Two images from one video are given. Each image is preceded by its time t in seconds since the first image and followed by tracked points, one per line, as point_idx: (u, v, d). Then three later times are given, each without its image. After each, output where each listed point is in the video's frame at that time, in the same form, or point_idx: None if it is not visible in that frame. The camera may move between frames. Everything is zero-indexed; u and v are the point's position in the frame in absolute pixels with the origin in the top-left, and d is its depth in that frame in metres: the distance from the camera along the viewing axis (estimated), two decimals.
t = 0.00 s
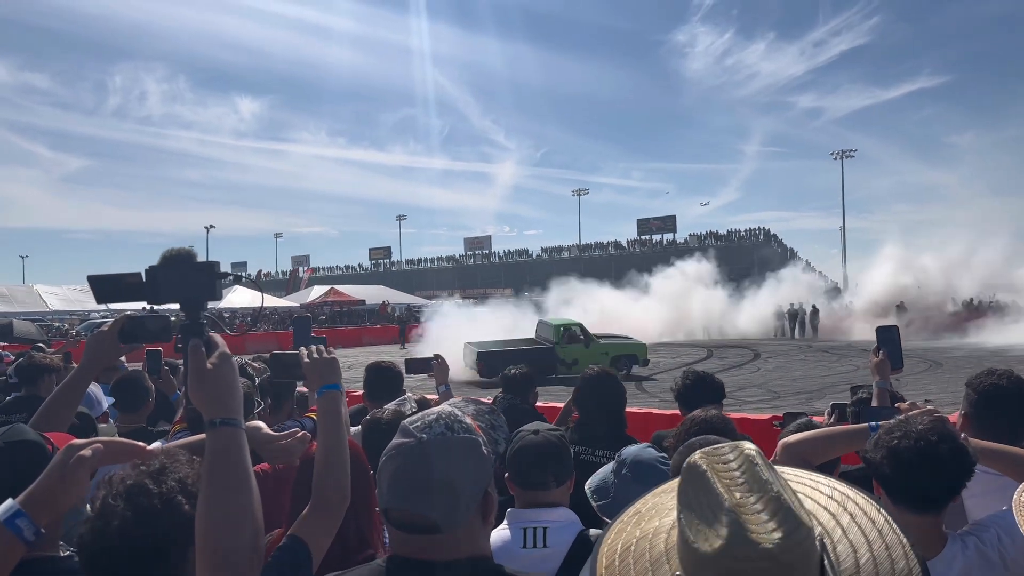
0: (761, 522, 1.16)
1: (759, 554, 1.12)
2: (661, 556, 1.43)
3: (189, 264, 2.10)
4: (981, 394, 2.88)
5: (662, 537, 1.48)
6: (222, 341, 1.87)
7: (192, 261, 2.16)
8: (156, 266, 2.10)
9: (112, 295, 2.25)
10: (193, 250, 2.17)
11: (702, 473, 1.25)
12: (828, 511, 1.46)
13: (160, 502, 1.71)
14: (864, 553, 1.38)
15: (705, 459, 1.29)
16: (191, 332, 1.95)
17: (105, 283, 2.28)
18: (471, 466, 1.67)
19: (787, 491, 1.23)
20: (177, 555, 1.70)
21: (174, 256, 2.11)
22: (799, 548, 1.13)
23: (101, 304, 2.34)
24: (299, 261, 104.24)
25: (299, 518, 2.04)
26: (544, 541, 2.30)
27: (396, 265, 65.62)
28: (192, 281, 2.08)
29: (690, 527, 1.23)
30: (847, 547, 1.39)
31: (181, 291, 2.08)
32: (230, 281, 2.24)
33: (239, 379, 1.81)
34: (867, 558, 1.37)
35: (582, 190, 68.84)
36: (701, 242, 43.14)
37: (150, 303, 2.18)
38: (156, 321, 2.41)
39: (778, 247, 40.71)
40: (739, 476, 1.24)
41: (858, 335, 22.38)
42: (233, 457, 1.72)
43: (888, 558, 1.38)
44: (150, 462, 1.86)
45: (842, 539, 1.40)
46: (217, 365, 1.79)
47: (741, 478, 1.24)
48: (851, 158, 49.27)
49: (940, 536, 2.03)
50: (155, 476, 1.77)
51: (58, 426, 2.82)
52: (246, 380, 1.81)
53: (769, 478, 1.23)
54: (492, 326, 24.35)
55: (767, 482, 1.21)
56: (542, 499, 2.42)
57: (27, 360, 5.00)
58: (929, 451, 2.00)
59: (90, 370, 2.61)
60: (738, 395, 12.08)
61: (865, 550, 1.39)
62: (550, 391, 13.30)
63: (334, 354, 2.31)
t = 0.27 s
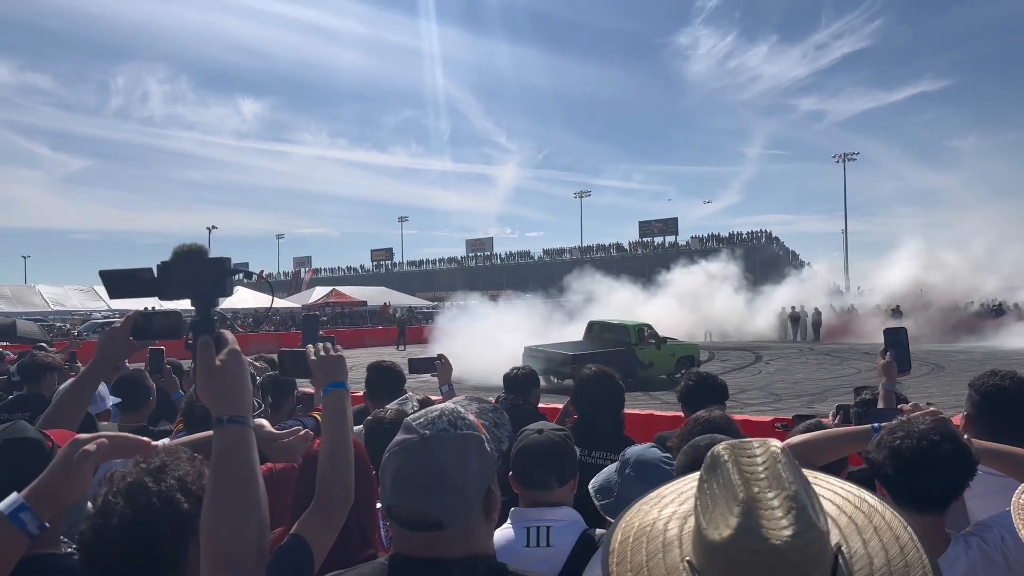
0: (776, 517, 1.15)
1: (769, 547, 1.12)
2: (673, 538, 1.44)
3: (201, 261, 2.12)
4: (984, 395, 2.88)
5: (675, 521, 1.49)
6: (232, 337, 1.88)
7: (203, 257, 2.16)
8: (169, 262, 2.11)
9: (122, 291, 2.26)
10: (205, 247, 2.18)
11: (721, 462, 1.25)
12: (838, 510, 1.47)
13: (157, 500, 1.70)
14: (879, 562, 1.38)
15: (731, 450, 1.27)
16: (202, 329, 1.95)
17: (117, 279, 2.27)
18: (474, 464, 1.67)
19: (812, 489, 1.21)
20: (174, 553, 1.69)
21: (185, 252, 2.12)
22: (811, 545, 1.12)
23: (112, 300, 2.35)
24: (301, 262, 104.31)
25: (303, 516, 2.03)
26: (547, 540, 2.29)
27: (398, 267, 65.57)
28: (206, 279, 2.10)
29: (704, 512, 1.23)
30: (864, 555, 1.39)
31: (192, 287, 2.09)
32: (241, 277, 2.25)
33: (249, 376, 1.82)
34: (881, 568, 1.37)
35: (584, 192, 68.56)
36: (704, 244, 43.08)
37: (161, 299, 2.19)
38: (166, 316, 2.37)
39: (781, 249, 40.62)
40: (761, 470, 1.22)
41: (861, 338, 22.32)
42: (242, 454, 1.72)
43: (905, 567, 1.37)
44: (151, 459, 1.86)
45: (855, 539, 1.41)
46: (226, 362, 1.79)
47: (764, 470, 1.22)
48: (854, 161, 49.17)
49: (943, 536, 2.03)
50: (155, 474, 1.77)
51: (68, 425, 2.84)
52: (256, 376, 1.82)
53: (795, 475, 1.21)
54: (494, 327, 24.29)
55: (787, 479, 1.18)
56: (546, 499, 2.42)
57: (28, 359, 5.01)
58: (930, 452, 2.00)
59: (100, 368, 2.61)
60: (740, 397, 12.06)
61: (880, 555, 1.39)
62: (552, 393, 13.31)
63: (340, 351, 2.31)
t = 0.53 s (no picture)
0: (798, 518, 1.14)
1: (782, 543, 1.11)
2: (694, 552, 1.46)
3: (215, 258, 2.10)
4: (986, 397, 2.87)
5: (696, 534, 1.49)
6: (245, 335, 1.86)
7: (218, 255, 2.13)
8: (183, 259, 2.09)
9: (135, 287, 2.23)
10: (220, 244, 2.16)
11: (759, 454, 1.23)
12: (866, 533, 1.48)
13: (158, 498, 1.70)
14: None
15: (772, 447, 1.25)
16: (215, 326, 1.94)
17: (132, 276, 2.24)
18: (477, 463, 1.66)
19: (844, 499, 1.19)
20: (176, 552, 1.68)
21: (199, 249, 2.10)
22: (827, 550, 1.11)
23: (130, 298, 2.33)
24: (302, 262, 104.42)
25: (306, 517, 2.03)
26: (550, 541, 2.29)
27: (399, 267, 65.61)
28: (220, 276, 2.08)
29: (731, 500, 1.23)
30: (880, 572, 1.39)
31: (207, 284, 2.08)
32: (254, 275, 2.23)
33: (260, 375, 1.80)
34: None
35: (585, 194, 68.55)
36: (705, 247, 43.08)
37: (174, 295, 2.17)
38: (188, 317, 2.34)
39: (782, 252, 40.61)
40: (797, 471, 1.20)
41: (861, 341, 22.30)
42: (251, 455, 1.72)
43: None
44: (155, 457, 1.85)
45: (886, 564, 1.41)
46: (237, 361, 1.78)
47: (798, 474, 1.20)
48: (855, 164, 49.17)
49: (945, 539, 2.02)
50: (157, 473, 1.76)
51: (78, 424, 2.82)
52: (266, 376, 1.80)
53: (831, 484, 1.18)
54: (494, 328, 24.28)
55: (820, 484, 1.17)
56: (548, 499, 2.41)
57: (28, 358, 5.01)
58: (932, 455, 1.99)
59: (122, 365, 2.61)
60: (741, 400, 12.05)
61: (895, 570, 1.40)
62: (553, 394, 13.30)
63: (348, 350, 2.29)
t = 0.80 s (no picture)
0: (813, 521, 1.14)
1: (795, 543, 1.12)
2: (708, 550, 1.46)
3: (227, 259, 2.09)
4: (985, 401, 2.88)
5: (709, 535, 1.49)
6: (256, 337, 1.86)
7: (232, 257, 2.12)
8: (197, 259, 2.08)
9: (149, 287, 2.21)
10: (234, 245, 2.15)
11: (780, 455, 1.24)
12: (879, 541, 1.49)
13: (158, 500, 1.69)
14: None
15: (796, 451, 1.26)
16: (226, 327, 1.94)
17: (146, 275, 2.23)
18: (479, 465, 1.67)
19: (864, 508, 1.19)
20: (175, 552, 1.68)
21: (212, 250, 2.09)
22: (841, 555, 1.10)
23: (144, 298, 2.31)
24: (302, 262, 104.44)
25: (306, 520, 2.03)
26: (550, 543, 2.29)
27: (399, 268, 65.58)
28: (233, 277, 2.08)
29: (752, 499, 1.24)
30: None
31: (220, 284, 2.07)
32: (266, 277, 2.22)
33: (269, 377, 1.80)
34: None
35: (585, 195, 68.51)
36: (705, 248, 43.10)
37: (186, 295, 2.16)
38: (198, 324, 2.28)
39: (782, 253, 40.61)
40: (819, 477, 1.21)
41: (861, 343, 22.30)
42: (258, 457, 1.72)
43: None
44: (156, 458, 1.84)
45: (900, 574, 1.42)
46: (247, 363, 1.78)
47: (820, 480, 1.20)
48: (855, 166, 49.20)
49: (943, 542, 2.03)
50: (157, 474, 1.75)
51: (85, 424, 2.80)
52: (276, 378, 1.80)
53: (853, 491, 1.18)
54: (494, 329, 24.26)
55: (840, 491, 1.17)
56: (549, 502, 2.41)
57: (27, 358, 5.00)
58: (929, 459, 1.99)
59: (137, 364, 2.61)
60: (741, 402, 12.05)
61: None
62: (552, 396, 13.30)
63: (355, 353, 2.29)
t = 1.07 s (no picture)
0: (808, 526, 1.14)
1: (792, 550, 1.12)
2: (708, 553, 1.47)
3: (232, 260, 2.08)
4: (982, 405, 2.88)
5: (712, 537, 1.49)
6: (261, 338, 1.86)
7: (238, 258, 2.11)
8: (202, 260, 2.08)
9: (155, 288, 2.21)
10: (239, 246, 2.14)
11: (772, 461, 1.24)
12: (875, 540, 1.49)
13: (154, 500, 1.69)
14: None
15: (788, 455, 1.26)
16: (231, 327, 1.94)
17: (153, 276, 2.22)
18: (474, 466, 1.67)
19: (860, 510, 1.19)
20: (173, 552, 1.68)
21: (218, 251, 2.08)
22: (838, 560, 1.11)
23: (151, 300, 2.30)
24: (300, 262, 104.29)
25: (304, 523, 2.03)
26: (548, 545, 2.30)
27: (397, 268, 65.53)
28: (237, 278, 2.07)
29: (747, 505, 1.24)
30: None
31: (224, 285, 2.07)
32: (271, 278, 2.21)
33: (274, 379, 1.80)
34: None
35: (584, 196, 68.56)
36: (703, 250, 43.16)
37: (191, 295, 2.16)
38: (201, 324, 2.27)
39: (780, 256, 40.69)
40: (813, 481, 1.21)
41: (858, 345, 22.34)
42: (260, 460, 1.71)
43: None
44: (155, 459, 1.84)
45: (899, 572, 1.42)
46: (251, 365, 1.78)
47: (814, 483, 1.20)
48: (854, 169, 49.33)
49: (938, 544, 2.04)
50: (155, 474, 1.75)
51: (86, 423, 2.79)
52: (280, 380, 1.80)
53: (847, 494, 1.18)
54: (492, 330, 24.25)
55: (834, 493, 1.17)
56: (548, 503, 2.41)
57: (25, 358, 5.00)
58: (923, 462, 2.00)
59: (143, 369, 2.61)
60: (739, 404, 12.06)
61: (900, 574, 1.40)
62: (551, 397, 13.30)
63: (359, 354, 2.28)
